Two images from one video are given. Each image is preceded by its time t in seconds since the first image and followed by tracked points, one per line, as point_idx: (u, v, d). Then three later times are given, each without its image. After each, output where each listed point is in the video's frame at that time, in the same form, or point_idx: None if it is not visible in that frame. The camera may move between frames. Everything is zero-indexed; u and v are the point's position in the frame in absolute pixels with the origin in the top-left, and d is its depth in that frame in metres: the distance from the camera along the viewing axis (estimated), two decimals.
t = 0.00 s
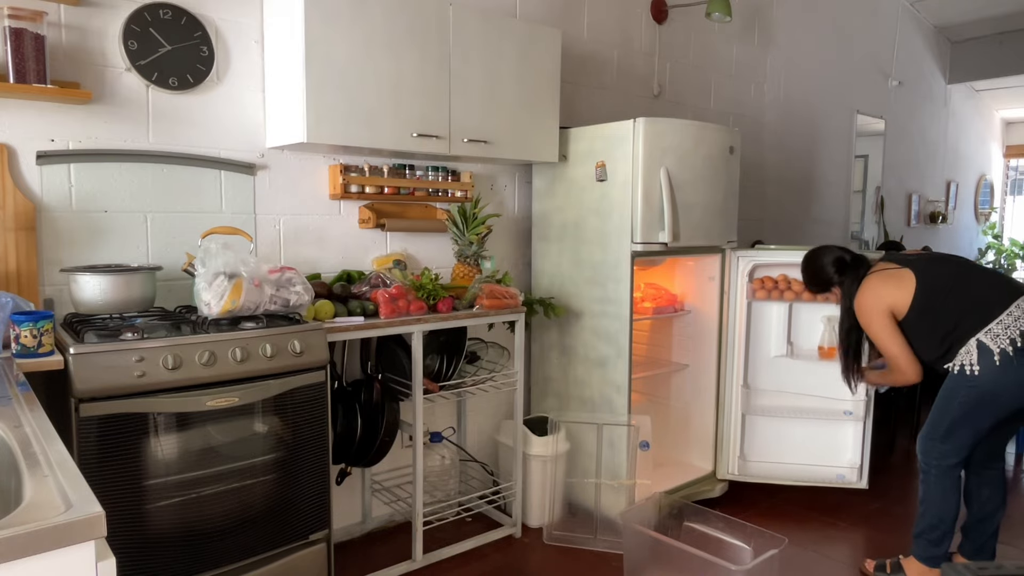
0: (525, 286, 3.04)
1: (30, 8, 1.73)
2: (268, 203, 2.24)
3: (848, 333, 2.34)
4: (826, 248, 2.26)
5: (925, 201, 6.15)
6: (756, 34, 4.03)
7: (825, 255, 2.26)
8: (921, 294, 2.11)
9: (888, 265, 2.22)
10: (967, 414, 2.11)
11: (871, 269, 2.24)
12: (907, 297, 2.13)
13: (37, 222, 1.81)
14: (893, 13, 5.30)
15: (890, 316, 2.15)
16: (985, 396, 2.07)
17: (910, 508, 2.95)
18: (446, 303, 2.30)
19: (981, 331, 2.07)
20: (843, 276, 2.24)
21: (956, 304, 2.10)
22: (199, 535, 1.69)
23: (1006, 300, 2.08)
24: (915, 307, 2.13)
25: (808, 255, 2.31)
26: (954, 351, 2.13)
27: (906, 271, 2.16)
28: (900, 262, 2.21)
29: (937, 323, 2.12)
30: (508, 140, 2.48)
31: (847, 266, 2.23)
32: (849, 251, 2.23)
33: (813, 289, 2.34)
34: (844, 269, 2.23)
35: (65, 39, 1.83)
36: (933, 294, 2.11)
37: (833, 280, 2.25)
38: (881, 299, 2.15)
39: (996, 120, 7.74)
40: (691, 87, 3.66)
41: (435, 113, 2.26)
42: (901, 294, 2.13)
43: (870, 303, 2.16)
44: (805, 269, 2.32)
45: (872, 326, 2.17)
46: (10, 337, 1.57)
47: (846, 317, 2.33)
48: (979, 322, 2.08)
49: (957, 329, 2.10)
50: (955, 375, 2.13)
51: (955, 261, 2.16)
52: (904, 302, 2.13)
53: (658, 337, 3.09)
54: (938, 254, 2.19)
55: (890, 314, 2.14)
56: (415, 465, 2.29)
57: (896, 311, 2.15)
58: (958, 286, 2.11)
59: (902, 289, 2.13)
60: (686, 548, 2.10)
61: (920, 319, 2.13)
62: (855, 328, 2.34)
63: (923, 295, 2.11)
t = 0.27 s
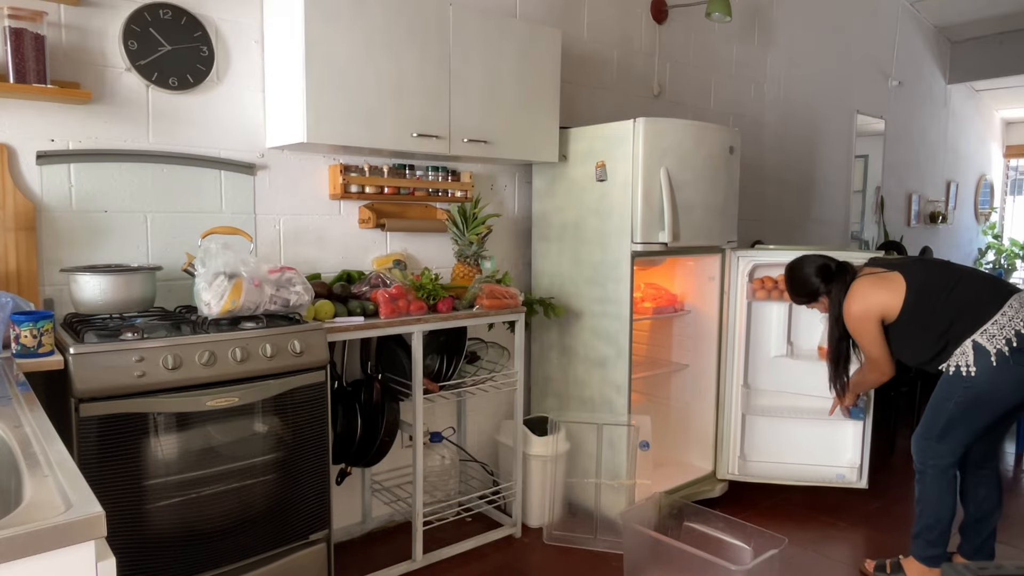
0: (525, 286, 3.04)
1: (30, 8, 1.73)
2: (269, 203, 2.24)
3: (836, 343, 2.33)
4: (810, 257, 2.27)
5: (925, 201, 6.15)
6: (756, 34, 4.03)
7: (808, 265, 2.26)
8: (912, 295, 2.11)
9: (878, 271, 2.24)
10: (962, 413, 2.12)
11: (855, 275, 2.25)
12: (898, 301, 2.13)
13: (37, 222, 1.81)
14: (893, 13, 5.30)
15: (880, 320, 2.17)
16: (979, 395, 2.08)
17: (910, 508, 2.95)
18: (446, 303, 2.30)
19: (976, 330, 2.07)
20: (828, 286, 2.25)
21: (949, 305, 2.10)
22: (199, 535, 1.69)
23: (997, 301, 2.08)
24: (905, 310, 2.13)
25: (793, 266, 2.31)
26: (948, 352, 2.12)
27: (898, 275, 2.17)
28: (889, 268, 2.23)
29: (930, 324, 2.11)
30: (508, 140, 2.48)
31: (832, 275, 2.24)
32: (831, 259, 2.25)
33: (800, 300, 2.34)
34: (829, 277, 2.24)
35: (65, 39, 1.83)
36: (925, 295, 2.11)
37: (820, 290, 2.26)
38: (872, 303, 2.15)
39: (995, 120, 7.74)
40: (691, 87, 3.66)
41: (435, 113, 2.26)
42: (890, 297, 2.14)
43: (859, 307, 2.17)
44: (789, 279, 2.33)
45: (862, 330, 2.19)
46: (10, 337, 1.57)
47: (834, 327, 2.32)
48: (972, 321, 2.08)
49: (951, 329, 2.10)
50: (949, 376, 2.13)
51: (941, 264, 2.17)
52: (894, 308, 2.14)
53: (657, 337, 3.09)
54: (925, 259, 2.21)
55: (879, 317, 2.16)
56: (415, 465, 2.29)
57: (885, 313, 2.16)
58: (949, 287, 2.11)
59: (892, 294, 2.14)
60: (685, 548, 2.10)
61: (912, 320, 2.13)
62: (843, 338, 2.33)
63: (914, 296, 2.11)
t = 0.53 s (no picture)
0: (525, 286, 3.04)
1: (30, 8, 1.73)
2: (269, 203, 2.24)
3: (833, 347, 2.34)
4: (806, 263, 2.28)
5: (925, 201, 6.15)
6: (756, 34, 4.03)
7: (805, 271, 2.27)
8: (906, 296, 2.12)
9: (870, 274, 2.25)
10: (957, 413, 2.12)
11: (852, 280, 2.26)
12: (892, 302, 2.14)
13: (37, 222, 1.81)
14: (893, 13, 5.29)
15: (874, 323, 2.16)
16: (975, 395, 2.07)
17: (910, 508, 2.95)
18: (446, 303, 2.30)
19: (969, 330, 2.07)
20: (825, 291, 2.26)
21: (943, 305, 2.11)
22: (199, 535, 1.69)
23: (990, 300, 2.09)
24: (900, 312, 2.13)
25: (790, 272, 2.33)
26: (943, 352, 2.13)
27: (891, 277, 2.18)
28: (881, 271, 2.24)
29: (923, 325, 2.11)
30: (508, 140, 2.48)
31: (828, 280, 2.25)
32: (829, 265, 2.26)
33: (797, 305, 2.35)
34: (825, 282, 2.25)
35: (65, 39, 1.83)
36: (918, 296, 2.12)
37: (817, 296, 2.26)
38: (866, 305, 2.15)
39: (996, 120, 7.74)
40: (691, 87, 3.66)
41: (435, 113, 2.26)
42: (884, 300, 2.14)
43: (853, 310, 2.17)
44: (786, 284, 2.34)
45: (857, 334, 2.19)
46: (10, 337, 1.57)
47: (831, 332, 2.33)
48: (965, 321, 2.08)
49: (944, 329, 2.10)
50: (943, 376, 2.14)
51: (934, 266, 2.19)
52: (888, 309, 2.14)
53: (658, 337, 3.08)
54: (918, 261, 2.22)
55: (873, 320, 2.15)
56: (415, 465, 2.29)
57: (879, 317, 2.15)
58: (942, 288, 2.12)
59: (885, 295, 2.14)
60: (685, 548, 2.10)
61: (906, 322, 2.13)
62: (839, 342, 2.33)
63: (907, 297, 2.12)
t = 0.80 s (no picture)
0: (525, 286, 3.04)
1: (30, 8, 1.73)
2: (268, 203, 2.24)
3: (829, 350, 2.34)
4: (803, 266, 2.30)
5: (925, 201, 6.15)
6: (756, 35, 4.03)
7: (800, 275, 2.30)
8: (905, 297, 2.12)
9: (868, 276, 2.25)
10: (957, 412, 2.12)
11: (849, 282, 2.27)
12: (890, 304, 2.13)
13: (37, 222, 1.81)
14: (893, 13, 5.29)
15: (873, 324, 2.17)
16: (974, 394, 2.08)
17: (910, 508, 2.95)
18: (446, 303, 2.30)
19: (969, 330, 2.07)
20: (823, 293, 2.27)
21: (942, 305, 2.10)
22: (199, 536, 1.69)
23: (989, 300, 2.09)
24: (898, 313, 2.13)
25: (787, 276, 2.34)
26: (943, 352, 2.12)
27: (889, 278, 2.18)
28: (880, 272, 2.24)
29: (923, 324, 2.11)
30: (508, 140, 2.48)
31: (826, 283, 2.26)
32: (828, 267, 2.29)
33: (795, 310, 2.37)
34: (822, 286, 2.27)
35: (65, 39, 1.83)
36: (917, 296, 2.11)
37: (815, 299, 2.28)
38: (864, 307, 2.15)
39: (995, 120, 7.74)
40: (691, 87, 3.66)
41: (435, 113, 2.26)
42: (882, 301, 2.14)
43: (851, 312, 2.17)
44: (783, 290, 2.36)
45: (854, 334, 2.19)
46: (10, 337, 1.57)
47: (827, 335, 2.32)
48: (966, 321, 2.08)
49: (944, 328, 2.10)
50: (944, 375, 2.14)
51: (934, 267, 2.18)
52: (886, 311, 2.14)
53: (658, 337, 3.09)
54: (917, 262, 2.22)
55: (873, 321, 2.16)
56: (415, 465, 2.29)
57: (878, 317, 2.15)
58: (943, 288, 2.11)
59: (883, 296, 2.14)
60: (685, 548, 2.10)
61: (905, 323, 2.13)
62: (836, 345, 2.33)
63: (906, 297, 2.12)
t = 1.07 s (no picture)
0: (525, 286, 3.04)
1: (30, 8, 1.73)
2: (268, 203, 2.24)
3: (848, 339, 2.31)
4: (811, 255, 2.26)
5: (925, 201, 6.15)
6: (756, 35, 4.03)
7: (812, 265, 2.24)
8: (931, 294, 2.10)
9: (887, 267, 2.20)
10: (977, 413, 2.11)
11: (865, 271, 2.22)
12: (917, 297, 2.10)
13: (37, 222, 1.81)
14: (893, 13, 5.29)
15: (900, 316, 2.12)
16: (996, 396, 2.07)
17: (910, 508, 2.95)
18: (446, 303, 2.30)
19: (995, 332, 2.07)
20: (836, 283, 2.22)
21: (968, 306, 2.10)
22: (199, 536, 1.69)
23: (1016, 303, 2.09)
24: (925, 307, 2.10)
25: (795, 267, 2.30)
26: (966, 351, 2.12)
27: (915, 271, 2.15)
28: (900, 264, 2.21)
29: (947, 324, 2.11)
30: (508, 140, 2.48)
31: (838, 272, 2.22)
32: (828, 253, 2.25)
33: (808, 299, 2.31)
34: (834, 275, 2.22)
35: (65, 39, 1.83)
36: (943, 294, 2.10)
37: (830, 289, 2.23)
38: (890, 300, 2.11)
39: (995, 120, 7.74)
40: (691, 87, 3.66)
41: (435, 113, 2.26)
42: (908, 295, 2.10)
43: (876, 304, 2.12)
44: (793, 280, 2.31)
45: (881, 326, 2.14)
46: (10, 337, 1.57)
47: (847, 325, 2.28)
48: (991, 323, 2.08)
49: (968, 330, 2.10)
50: (962, 376, 2.13)
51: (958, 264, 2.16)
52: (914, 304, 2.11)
53: (658, 337, 3.09)
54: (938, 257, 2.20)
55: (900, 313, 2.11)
56: (415, 465, 2.29)
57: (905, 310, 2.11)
58: (969, 289, 2.11)
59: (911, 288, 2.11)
60: (686, 548, 2.10)
61: (929, 319, 2.11)
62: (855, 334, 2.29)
63: (933, 296, 2.10)
